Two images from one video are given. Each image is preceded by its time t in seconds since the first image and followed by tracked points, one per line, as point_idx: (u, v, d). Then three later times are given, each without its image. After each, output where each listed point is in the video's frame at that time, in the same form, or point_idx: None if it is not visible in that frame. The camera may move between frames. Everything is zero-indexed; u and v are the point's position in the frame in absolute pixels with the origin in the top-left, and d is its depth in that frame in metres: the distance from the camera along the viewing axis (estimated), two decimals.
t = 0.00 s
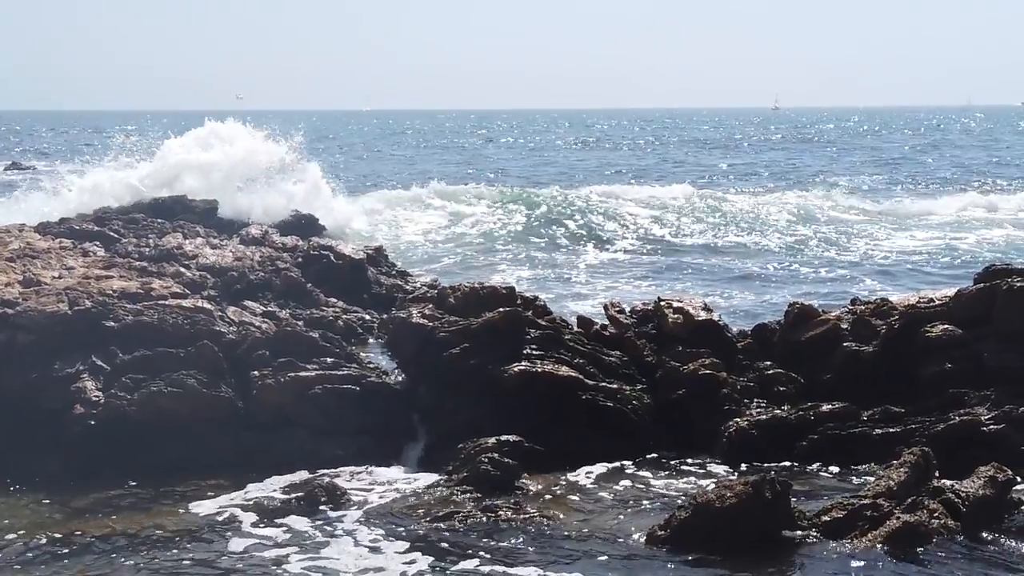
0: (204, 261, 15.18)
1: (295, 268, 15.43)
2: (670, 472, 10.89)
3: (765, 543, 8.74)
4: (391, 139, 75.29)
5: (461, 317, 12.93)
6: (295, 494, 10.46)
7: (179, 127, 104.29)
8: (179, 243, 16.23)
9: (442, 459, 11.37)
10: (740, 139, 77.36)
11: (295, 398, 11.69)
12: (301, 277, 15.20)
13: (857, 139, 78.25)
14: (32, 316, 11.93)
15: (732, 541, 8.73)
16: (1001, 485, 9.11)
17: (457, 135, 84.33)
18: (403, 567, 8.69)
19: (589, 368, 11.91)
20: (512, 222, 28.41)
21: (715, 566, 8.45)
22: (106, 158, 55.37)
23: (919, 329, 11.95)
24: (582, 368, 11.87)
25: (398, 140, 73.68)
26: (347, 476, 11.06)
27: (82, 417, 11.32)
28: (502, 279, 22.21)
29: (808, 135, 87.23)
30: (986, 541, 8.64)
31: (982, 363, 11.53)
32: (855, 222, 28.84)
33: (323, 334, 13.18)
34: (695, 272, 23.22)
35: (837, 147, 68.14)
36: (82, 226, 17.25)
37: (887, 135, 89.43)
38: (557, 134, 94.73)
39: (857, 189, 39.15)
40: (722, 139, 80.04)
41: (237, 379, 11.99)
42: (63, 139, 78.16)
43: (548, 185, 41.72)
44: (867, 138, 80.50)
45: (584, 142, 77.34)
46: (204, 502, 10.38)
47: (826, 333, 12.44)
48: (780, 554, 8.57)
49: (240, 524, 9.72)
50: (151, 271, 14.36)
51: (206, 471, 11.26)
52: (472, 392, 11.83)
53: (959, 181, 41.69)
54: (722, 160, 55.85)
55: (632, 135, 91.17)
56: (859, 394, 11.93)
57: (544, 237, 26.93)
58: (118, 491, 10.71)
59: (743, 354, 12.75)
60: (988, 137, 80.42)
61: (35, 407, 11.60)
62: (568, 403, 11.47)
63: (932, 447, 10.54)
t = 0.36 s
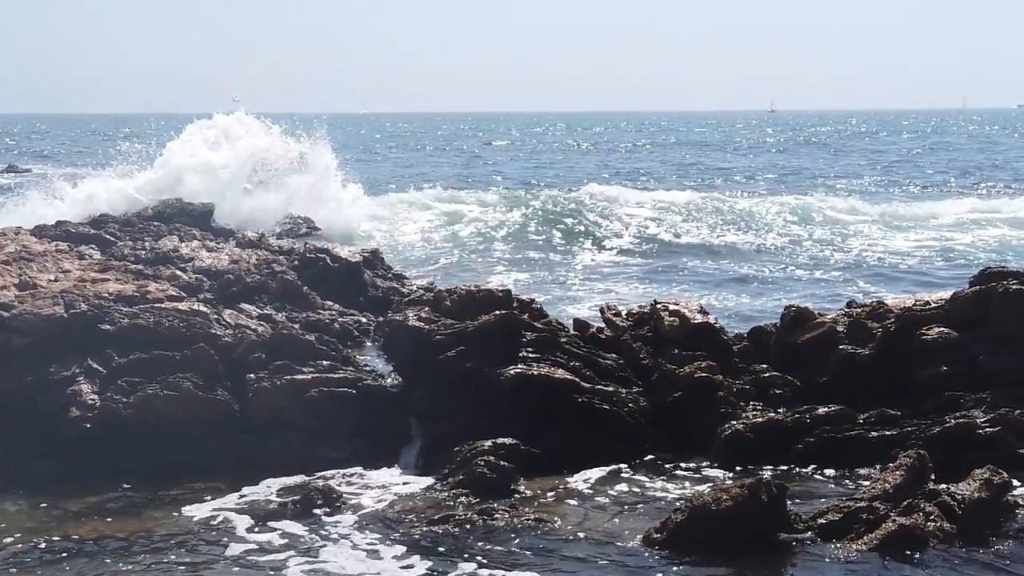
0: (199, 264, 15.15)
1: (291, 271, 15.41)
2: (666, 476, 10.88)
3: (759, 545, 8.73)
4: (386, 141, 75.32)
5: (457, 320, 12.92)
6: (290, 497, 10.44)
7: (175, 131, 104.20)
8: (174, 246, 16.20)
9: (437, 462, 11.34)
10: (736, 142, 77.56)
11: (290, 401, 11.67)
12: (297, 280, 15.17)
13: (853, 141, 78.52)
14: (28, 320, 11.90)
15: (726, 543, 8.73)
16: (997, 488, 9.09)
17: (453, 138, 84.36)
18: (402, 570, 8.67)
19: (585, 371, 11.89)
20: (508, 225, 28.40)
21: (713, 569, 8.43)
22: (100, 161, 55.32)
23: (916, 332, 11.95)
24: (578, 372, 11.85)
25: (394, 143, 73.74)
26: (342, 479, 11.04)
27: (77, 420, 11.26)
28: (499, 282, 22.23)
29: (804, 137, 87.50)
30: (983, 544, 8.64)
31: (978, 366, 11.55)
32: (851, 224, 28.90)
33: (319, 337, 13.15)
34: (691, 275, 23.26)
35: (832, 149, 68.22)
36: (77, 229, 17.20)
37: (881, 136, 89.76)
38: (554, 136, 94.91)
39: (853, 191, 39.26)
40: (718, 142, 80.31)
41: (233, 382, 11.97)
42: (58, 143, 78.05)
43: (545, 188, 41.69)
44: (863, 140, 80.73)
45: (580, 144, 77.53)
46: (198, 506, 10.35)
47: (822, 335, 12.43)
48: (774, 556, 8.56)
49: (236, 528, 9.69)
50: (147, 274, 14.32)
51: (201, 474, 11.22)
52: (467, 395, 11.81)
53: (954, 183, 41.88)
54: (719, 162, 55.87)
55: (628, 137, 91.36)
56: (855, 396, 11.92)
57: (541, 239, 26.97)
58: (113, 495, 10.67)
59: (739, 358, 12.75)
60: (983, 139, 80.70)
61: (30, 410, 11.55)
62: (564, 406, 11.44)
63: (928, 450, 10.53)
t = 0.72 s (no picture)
0: (195, 268, 15.15)
1: (287, 275, 15.40)
2: (662, 480, 10.87)
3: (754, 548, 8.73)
4: (382, 145, 75.45)
5: (452, 323, 12.90)
6: (285, 501, 10.42)
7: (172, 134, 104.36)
8: (170, 249, 16.18)
9: (432, 466, 11.31)
10: (732, 146, 77.74)
11: (285, 404, 11.64)
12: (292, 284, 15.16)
13: (850, 144, 78.70)
14: (23, 324, 11.88)
15: (722, 546, 8.73)
16: (993, 491, 9.05)
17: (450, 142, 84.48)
18: None
19: (580, 374, 11.89)
20: (504, 228, 28.40)
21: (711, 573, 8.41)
22: (96, 166, 55.36)
23: (911, 335, 11.97)
24: (573, 375, 11.85)
25: (390, 146, 73.85)
26: (337, 483, 11.02)
27: (72, 424, 11.23)
28: (495, 285, 22.25)
29: (800, 140, 87.71)
30: (980, 548, 8.62)
31: (973, 369, 11.56)
32: (847, 227, 28.97)
33: (315, 341, 13.12)
34: (687, 278, 23.30)
35: (828, 153, 68.34)
36: (73, 233, 17.18)
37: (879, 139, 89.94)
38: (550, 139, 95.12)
39: (849, 194, 39.34)
40: (714, 145, 80.52)
41: (228, 386, 11.94)
42: (54, 146, 78.14)
43: (541, 191, 41.70)
44: (859, 143, 81.00)
45: (576, 148, 77.71)
46: (193, 510, 10.31)
47: (818, 339, 12.43)
48: (769, 559, 8.56)
49: (232, 533, 9.66)
50: (143, 278, 14.30)
51: (197, 478, 11.19)
52: (462, 399, 11.80)
53: (949, 187, 42.04)
54: (715, 166, 55.93)
55: (625, 140, 91.60)
56: (851, 400, 11.92)
57: (537, 242, 26.99)
58: (108, 499, 10.63)
59: (734, 361, 12.76)
60: (981, 142, 80.95)
61: (25, 413, 11.49)
62: (559, 409, 11.43)
63: (923, 453, 10.53)
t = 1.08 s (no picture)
0: (191, 271, 15.16)
1: (283, 279, 15.41)
2: (658, 483, 10.85)
3: (752, 551, 8.72)
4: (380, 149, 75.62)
5: (448, 327, 12.89)
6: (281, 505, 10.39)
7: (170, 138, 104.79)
8: (166, 253, 16.19)
9: (428, 470, 11.28)
10: (728, 149, 77.91)
11: (282, 408, 11.61)
12: (288, 287, 15.17)
13: (846, 148, 78.86)
14: (17, 326, 11.87)
15: (719, 549, 8.72)
16: (989, 495, 9.03)
17: (446, 146, 84.72)
18: None
19: (576, 378, 11.87)
20: (500, 231, 28.42)
21: None
22: (93, 169, 55.41)
23: (906, 338, 11.97)
24: (569, 378, 11.83)
25: (387, 150, 73.99)
26: (332, 486, 11.00)
27: (68, 427, 11.19)
28: (491, 288, 22.28)
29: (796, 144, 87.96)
30: (976, 553, 8.61)
31: (968, 372, 11.56)
32: (843, 231, 29.02)
33: (311, 344, 13.10)
34: (683, 281, 23.34)
35: (823, 155, 68.46)
36: (69, 236, 17.19)
37: (875, 142, 90.21)
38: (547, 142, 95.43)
39: (845, 197, 39.39)
40: (710, 149, 80.71)
41: (224, 389, 11.91)
42: (51, 150, 78.37)
43: (537, 194, 41.74)
44: (855, 146, 81.28)
45: (573, 151, 77.84)
46: (188, 515, 10.26)
47: (814, 342, 12.43)
48: (767, 562, 8.55)
49: (228, 538, 9.61)
50: (139, 281, 14.30)
51: (192, 481, 11.17)
52: (458, 402, 11.78)
53: (944, 190, 42.13)
54: (711, 169, 56.03)
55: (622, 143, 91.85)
56: (846, 402, 11.92)
57: (533, 245, 27.01)
58: (103, 502, 10.61)
59: (730, 364, 12.76)
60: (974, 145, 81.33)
61: (20, 417, 11.46)
62: (555, 412, 11.41)
63: (918, 457, 10.52)
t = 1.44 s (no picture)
0: (187, 276, 15.13)
1: (278, 283, 15.39)
2: (653, 489, 10.84)
3: (748, 557, 8.71)
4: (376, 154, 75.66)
5: (444, 332, 12.89)
6: (276, 510, 10.37)
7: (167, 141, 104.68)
8: (162, 258, 16.16)
9: (423, 475, 11.26)
10: (724, 154, 78.04)
11: (278, 413, 11.59)
12: (284, 292, 15.15)
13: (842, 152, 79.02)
14: (12, 332, 11.84)
15: (715, 555, 8.72)
16: (984, 499, 9.04)
17: (441, 150, 84.78)
18: None
19: (572, 383, 11.87)
20: (495, 236, 28.42)
21: None
22: (89, 174, 55.34)
23: (901, 343, 11.98)
24: (565, 383, 11.83)
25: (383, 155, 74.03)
26: (328, 491, 10.98)
27: (63, 432, 11.16)
28: (488, 293, 22.26)
29: (790, 148, 88.11)
30: (972, 558, 8.61)
31: (963, 377, 11.58)
32: (838, 236, 29.07)
33: (306, 349, 13.08)
34: (681, 286, 23.35)
35: (819, 160, 68.53)
36: (65, 241, 17.15)
37: (873, 147, 90.40)
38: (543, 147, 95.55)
39: (840, 202, 39.43)
40: (706, 153, 80.72)
41: (219, 395, 11.88)
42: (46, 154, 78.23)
43: (532, 199, 41.74)
44: (851, 151, 81.48)
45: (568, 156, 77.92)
46: (182, 521, 10.23)
47: (810, 346, 12.45)
48: (763, 568, 8.55)
49: (224, 544, 9.59)
50: (135, 286, 14.27)
51: (187, 487, 11.14)
52: (454, 408, 11.77)
53: (939, 195, 42.25)
54: (706, 173, 56.09)
55: (619, 148, 92.08)
56: (841, 407, 11.92)
57: (529, 250, 27.00)
58: (98, 507, 10.60)
59: (725, 369, 12.77)
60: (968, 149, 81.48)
61: (16, 422, 11.43)
62: (551, 418, 11.40)
63: (913, 462, 10.53)
